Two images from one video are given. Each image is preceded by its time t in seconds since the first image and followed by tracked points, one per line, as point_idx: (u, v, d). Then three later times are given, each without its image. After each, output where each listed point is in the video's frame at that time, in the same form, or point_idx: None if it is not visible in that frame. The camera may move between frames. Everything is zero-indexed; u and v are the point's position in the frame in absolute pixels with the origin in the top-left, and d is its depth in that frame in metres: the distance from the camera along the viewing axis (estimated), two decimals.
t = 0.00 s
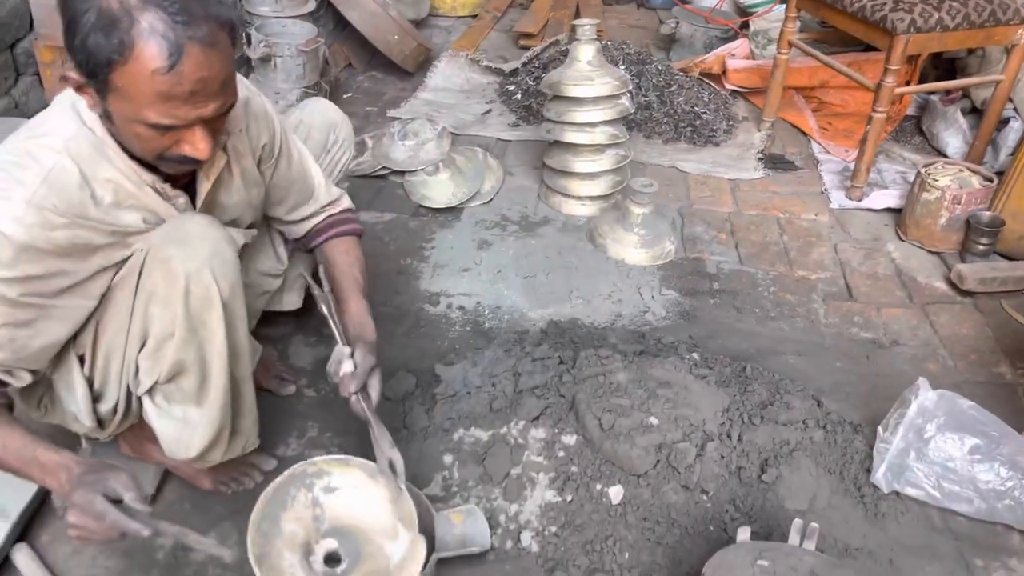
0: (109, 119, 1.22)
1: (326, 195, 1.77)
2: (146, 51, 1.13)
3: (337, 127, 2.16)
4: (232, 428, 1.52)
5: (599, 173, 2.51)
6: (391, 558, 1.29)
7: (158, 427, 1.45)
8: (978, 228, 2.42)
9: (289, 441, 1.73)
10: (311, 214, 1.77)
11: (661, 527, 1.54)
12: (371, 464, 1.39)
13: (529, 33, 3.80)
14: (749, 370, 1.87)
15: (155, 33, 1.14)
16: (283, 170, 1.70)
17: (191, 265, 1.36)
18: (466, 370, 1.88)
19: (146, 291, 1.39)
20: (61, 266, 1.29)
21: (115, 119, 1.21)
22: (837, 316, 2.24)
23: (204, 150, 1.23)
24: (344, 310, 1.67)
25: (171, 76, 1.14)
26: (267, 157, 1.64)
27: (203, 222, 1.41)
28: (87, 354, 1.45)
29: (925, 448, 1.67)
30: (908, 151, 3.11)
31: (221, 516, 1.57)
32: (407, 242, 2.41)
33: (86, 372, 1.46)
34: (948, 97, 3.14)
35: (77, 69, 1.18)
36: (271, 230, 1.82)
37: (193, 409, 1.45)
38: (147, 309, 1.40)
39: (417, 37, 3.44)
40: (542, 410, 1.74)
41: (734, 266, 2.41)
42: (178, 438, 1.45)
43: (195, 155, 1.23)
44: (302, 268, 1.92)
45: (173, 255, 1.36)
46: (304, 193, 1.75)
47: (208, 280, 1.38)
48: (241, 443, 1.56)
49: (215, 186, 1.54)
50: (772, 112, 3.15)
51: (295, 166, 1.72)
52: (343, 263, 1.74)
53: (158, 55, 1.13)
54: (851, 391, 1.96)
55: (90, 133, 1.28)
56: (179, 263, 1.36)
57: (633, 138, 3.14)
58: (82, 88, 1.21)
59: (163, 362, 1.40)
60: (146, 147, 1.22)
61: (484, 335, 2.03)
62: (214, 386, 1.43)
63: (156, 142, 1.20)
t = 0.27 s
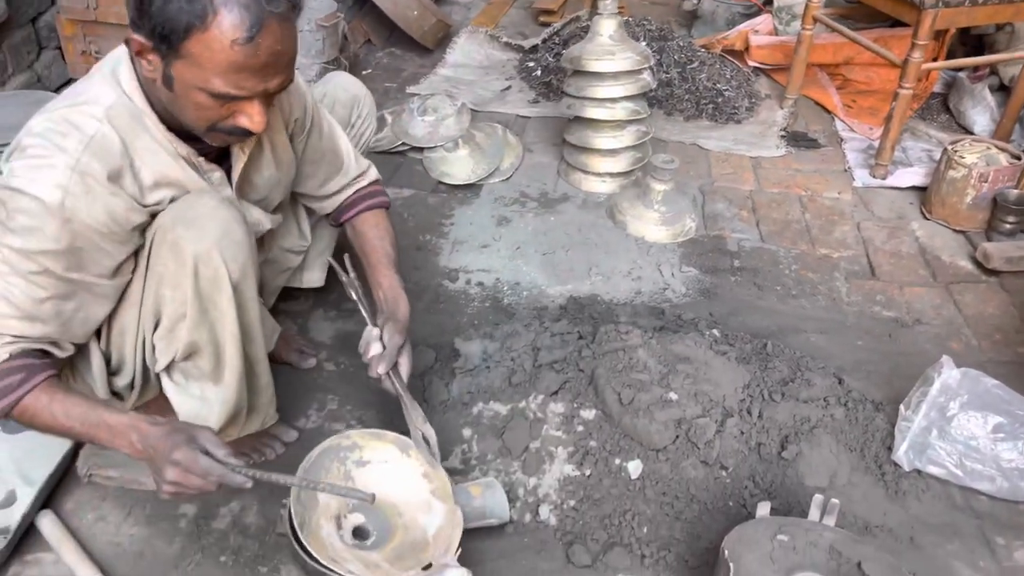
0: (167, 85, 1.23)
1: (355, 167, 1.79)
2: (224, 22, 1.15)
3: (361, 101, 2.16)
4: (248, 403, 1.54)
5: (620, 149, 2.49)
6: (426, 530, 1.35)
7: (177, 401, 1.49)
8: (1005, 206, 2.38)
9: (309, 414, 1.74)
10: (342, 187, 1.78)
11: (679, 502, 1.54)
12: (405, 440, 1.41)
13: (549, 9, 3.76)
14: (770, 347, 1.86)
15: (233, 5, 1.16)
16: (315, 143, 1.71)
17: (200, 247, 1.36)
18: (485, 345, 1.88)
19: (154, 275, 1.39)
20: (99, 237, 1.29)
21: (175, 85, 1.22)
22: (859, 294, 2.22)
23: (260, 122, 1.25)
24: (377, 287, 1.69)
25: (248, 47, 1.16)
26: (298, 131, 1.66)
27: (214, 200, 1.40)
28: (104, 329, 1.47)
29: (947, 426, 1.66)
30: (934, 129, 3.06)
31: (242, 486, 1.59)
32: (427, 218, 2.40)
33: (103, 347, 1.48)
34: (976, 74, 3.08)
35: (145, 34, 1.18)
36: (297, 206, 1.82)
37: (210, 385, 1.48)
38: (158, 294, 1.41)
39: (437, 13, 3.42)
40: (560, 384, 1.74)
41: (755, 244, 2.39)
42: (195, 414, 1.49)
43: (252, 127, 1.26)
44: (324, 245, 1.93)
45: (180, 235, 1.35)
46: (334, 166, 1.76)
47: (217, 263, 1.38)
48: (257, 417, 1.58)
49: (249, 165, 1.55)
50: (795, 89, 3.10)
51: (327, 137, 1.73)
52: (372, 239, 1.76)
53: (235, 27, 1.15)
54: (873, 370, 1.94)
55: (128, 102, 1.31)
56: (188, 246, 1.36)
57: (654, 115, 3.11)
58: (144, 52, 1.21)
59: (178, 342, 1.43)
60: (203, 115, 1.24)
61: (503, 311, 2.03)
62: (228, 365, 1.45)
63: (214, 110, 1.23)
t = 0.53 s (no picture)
0: (191, 68, 1.21)
1: (361, 149, 1.78)
2: (258, 11, 1.14)
3: (366, 74, 2.16)
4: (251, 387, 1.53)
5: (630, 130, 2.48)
6: (414, 492, 1.35)
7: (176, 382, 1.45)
8: (1020, 188, 2.35)
9: (317, 393, 1.74)
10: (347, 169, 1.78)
11: (687, 483, 1.54)
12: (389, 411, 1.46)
13: None
14: (781, 329, 1.85)
15: None
16: (324, 127, 1.70)
17: (197, 230, 1.34)
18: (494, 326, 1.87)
19: (153, 257, 1.37)
20: (101, 215, 1.27)
21: (200, 69, 1.21)
22: (871, 277, 2.20)
23: (282, 111, 1.26)
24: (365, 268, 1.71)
25: (281, 38, 1.16)
26: (310, 118, 1.65)
27: (212, 181, 1.38)
28: (105, 308, 1.46)
29: (958, 408, 1.64)
30: (949, 110, 3.03)
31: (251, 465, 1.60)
32: (436, 199, 2.40)
33: (105, 326, 1.47)
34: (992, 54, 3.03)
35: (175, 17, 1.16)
36: (305, 185, 1.82)
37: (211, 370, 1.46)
38: (156, 274, 1.39)
39: None
40: (570, 364, 1.74)
41: (767, 226, 2.37)
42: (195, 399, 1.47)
43: (272, 114, 1.26)
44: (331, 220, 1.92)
45: (177, 218, 1.33)
46: (341, 148, 1.75)
47: (214, 247, 1.36)
48: (260, 400, 1.57)
49: (260, 151, 1.54)
50: (808, 70, 3.07)
51: (336, 119, 1.72)
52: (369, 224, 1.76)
53: (270, 18, 1.14)
54: (884, 352, 1.93)
55: (142, 82, 1.31)
56: (184, 228, 1.34)
57: (665, 96, 3.08)
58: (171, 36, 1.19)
59: (176, 326, 1.41)
60: (226, 100, 1.24)
61: (512, 292, 2.03)
62: (228, 349, 1.44)
63: (238, 96, 1.23)
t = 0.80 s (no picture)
0: (188, 28, 1.21)
1: (371, 123, 1.78)
2: None
3: (377, 56, 2.16)
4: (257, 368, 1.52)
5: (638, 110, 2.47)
6: (421, 473, 1.37)
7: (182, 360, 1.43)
8: None
9: (325, 372, 1.75)
10: (359, 142, 1.77)
11: (694, 462, 1.54)
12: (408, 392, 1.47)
13: None
14: (791, 310, 1.85)
15: None
16: (331, 98, 1.72)
17: (204, 204, 1.34)
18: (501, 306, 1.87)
19: (159, 233, 1.36)
20: (117, 183, 1.28)
21: (196, 28, 1.20)
22: (880, 258, 2.19)
23: (283, 66, 1.24)
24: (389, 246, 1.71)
25: None
26: (315, 85, 1.67)
27: (216, 157, 1.39)
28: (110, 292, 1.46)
29: (967, 389, 1.64)
30: (960, 91, 3.00)
31: (260, 442, 1.60)
32: (443, 179, 2.39)
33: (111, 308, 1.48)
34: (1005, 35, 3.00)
35: None
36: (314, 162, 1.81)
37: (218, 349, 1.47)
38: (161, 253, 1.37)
39: None
40: (577, 344, 1.74)
41: (775, 207, 2.36)
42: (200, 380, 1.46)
43: (273, 70, 1.25)
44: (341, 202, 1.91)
45: (185, 192, 1.33)
46: (350, 122, 1.76)
47: (220, 221, 1.36)
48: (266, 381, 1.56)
49: (263, 116, 1.56)
50: (818, 50, 3.04)
51: (344, 89, 1.73)
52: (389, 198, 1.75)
53: None
54: (893, 333, 1.92)
55: (145, 45, 1.31)
56: (191, 202, 1.34)
57: (673, 77, 3.06)
58: None
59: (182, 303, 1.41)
60: (225, 58, 1.23)
61: (520, 272, 2.02)
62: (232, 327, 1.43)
63: (236, 52, 1.22)
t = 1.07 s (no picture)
0: None
1: (374, 100, 1.77)
2: None
3: (379, 33, 2.14)
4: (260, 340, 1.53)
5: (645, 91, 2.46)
6: (413, 453, 1.33)
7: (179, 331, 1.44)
8: None
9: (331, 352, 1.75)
10: (361, 121, 1.77)
11: (700, 441, 1.54)
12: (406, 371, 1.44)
13: None
14: (797, 290, 1.84)
15: None
16: (331, 76, 1.69)
17: (198, 175, 1.33)
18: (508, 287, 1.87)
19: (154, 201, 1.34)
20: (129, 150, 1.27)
21: None
22: (888, 240, 2.17)
23: (294, 28, 1.24)
24: (396, 225, 1.69)
25: None
26: (315, 62, 1.64)
27: (210, 127, 1.37)
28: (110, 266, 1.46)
29: (976, 370, 1.63)
30: (969, 73, 2.97)
31: (267, 421, 1.61)
32: (448, 161, 2.38)
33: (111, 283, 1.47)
34: (1014, 16, 2.97)
35: None
36: (316, 140, 1.81)
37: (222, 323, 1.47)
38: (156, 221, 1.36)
39: None
40: (584, 324, 1.73)
41: (782, 189, 2.35)
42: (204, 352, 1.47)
43: (284, 33, 1.24)
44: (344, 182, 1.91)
45: (180, 163, 1.31)
46: (354, 101, 1.74)
47: (215, 193, 1.36)
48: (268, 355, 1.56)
49: (266, 95, 1.55)
50: (825, 31, 3.02)
51: (344, 66, 1.70)
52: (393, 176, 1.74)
53: None
54: (901, 315, 1.91)
55: (154, 11, 1.31)
56: (185, 171, 1.32)
57: (679, 59, 3.04)
58: None
59: (182, 276, 1.40)
60: (237, 22, 1.22)
61: (526, 253, 2.02)
62: (233, 300, 1.44)
63: (247, 16, 1.21)
